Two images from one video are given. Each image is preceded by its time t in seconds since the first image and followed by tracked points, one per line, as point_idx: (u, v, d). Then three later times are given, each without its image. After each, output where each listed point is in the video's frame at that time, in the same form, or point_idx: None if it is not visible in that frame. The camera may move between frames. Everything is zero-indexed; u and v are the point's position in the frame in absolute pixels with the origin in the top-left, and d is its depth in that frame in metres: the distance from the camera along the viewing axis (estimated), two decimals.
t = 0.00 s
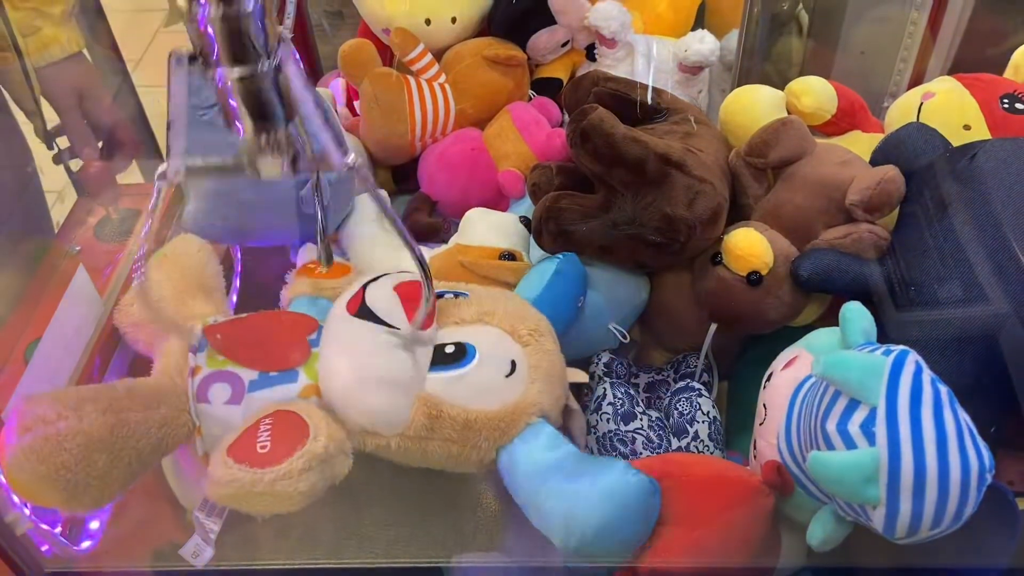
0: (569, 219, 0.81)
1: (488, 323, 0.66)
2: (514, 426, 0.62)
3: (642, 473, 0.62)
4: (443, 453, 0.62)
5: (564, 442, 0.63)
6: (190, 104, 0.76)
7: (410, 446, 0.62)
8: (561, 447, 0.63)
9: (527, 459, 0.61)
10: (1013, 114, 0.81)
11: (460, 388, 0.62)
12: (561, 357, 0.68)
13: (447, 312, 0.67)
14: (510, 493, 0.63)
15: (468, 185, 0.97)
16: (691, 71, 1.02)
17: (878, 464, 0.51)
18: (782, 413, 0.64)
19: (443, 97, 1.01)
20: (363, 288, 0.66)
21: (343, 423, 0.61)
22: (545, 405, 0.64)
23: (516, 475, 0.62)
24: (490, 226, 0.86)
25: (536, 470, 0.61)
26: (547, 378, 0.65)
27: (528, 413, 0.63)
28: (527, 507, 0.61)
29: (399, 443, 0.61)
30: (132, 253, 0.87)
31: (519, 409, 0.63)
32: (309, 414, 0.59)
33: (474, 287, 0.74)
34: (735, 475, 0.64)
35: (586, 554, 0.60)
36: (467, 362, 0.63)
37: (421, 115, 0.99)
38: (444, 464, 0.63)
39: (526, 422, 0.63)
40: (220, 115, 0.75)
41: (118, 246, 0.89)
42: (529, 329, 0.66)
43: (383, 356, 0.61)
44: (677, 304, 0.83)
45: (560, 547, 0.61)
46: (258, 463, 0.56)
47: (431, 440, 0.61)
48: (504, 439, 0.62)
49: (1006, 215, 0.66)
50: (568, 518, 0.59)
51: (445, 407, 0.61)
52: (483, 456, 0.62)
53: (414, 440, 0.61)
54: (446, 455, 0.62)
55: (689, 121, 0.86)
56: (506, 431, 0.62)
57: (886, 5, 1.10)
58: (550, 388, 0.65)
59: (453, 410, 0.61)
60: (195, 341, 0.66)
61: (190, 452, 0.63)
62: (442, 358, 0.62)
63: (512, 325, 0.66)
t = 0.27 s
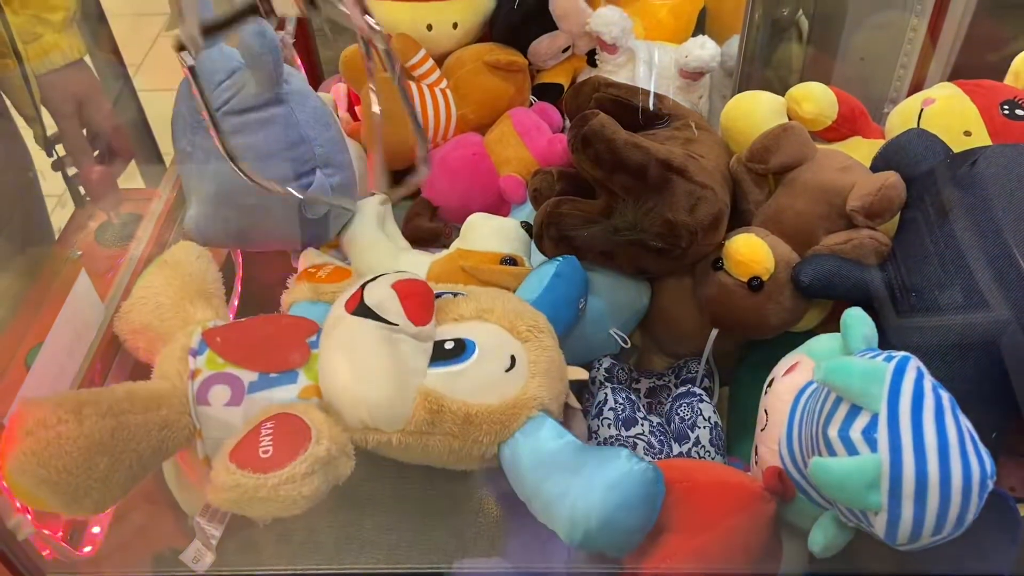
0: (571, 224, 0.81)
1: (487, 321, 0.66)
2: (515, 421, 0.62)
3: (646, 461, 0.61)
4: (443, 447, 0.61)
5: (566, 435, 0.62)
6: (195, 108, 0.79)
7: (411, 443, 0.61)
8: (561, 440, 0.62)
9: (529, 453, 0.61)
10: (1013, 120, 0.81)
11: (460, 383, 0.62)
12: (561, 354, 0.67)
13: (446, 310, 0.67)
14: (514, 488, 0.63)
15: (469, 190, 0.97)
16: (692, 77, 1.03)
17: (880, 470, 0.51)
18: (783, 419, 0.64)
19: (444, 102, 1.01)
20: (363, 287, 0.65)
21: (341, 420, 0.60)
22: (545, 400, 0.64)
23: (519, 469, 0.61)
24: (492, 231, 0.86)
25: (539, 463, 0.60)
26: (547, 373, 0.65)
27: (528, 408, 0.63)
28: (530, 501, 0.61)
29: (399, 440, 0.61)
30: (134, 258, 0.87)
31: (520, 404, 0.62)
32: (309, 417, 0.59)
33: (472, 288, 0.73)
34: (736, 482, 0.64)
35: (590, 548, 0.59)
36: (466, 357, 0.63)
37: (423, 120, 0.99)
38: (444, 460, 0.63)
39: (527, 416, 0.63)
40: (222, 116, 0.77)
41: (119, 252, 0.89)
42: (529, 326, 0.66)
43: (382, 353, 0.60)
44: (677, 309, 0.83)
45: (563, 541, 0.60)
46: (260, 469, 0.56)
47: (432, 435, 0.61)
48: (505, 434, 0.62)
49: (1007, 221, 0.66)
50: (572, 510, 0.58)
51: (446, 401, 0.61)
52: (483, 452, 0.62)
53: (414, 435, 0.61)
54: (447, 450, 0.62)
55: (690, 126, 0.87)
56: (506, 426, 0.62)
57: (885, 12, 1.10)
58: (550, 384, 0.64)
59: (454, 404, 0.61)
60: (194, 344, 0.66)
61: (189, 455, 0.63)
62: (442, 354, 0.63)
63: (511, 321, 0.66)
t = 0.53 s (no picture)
0: (570, 234, 0.81)
1: (486, 331, 0.66)
2: (514, 430, 0.62)
3: (644, 472, 0.61)
4: (442, 457, 0.62)
5: (565, 445, 0.62)
6: (195, 116, 0.78)
7: (410, 452, 0.61)
8: (560, 450, 0.62)
9: (529, 464, 0.61)
10: (1010, 131, 0.82)
11: (459, 392, 0.61)
12: (560, 364, 0.67)
13: (446, 319, 0.67)
14: (513, 498, 0.63)
15: (468, 200, 0.98)
16: (690, 87, 1.04)
17: (877, 482, 0.51)
18: (781, 429, 0.64)
19: (444, 110, 1.01)
20: (363, 296, 0.65)
21: (341, 431, 0.61)
22: (545, 409, 0.63)
23: (518, 480, 0.61)
24: (490, 240, 0.86)
25: (537, 475, 0.61)
26: (546, 383, 0.64)
27: (528, 418, 0.63)
28: (530, 512, 0.61)
29: (399, 449, 0.61)
30: (134, 266, 0.86)
31: (519, 413, 0.62)
32: (308, 425, 0.59)
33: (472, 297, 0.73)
34: (733, 491, 0.64)
35: (588, 559, 0.59)
36: (465, 367, 0.62)
37: (422, 129, 1.00)
38: (443, 470, 0.63)
39: (526, 426, 0.62)
40: (224, 125, 0.78)
41: (119, 260, 0.90)
42: (528, 336, 0.65)
43: (381, 363, 0.61)
44: (676, 319, 0.84)
45: (562, 551, 0.60)
46: (259, 479, 0.56)
47: (431, 444, 0.61)
48: (504, 444, 0.62)
49: (1004, 232, 0.67)
50: (571, 522, 0.58)
51: (444, 411, 0.61)
52: (482, 461, 0.62)
53: (414, 444, 0.61)
54: (446, 459, 0.62)
55: (688, 136, 0.87)
56: (506, 435, 0.62)
57: (881, 24, 1.11)
58: (549, 393, 0.64)
59: (453, 414, 0.61)
60: (194, 353, 0.66)
61: (188, 465, 0.63)
62: (442, 363, 0.63)
63: (510, 330, 0.66)
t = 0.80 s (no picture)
0: (566, 241, 0.81)
1: (481, 338, 0.65)
2: (509, 439, 0.61)
3: (640, 481, 0.60)
4: (436, 466, 0.61)
5: (560, 453, 0.62)
6: (190, 122, 0.78)
7: (405, 460, 0.61)
8: (555, 458, 0.61)
9: (524, 472, 0.61)
10: (1008, 138, 0.81)
11: (454, 400, 0.61)
12: (555, 372, 0.67)
13: (441, 326, 0.66)
14: (508, 507, 0.62)
15: (465, 206, 0.97)
16: (688, 94, 1.04)
17: (874, 490, 0.51)
18: (778, 437, 0.63)
19: (441, 116, 1.01)
20: (357, 303, 0.65)
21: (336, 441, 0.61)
22: (540, 417, 0.63)
23: (513, 488, 0.61)
24: (486, 246, 0.86)
25: (533, 483, 0.60)
26: (541, 391, 0.64)
27: (523, 426, 0.62)
28: (525, 520, 0.61)
29: (393, 457, 0.61)
30: (129, 271, 0.85)
31: (514, 421, 0.62)
32: (302, 433, 0.59)
33: (467, 305, 0.72)
34: (730, 500, 0.63)
35: (583, 568, 0.59)
36: (460, 374, 0.62)
37: (419, 135, 0.99)
38: (437, 479, 0.62)
39: (521, 434, 0.62)
40: (220, 130, 0.77)
41: (114, 265, 0.89)
42: (522, 342, 0.65)
43: (376, 370, 0.60)
44: (672, 326, 0.83)
45: (557, 560, 0.59)
46: (252, 488, 0.55)
47: (425, 452, 0.61)
48: (499, 452, 0.61)
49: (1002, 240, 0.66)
50: (566, 531, 0.58)
51: (439, 419, 0.60)
52: (477, 469, 0.62)
53: (408, 452, 0.61)
54: (441, 467, 0.61)
55: (685, 143, 0.87)
56: (500, 443, 0.61)
57: (879, 31, 1.08)
58: (545, 401, 0.64)
59: (448, 422, 0.60)
60: (188, 360, 0.65)
61: (180, 472, 0.63)
62: (437, 371, 0.62)
63: (505, 338, 0.65)
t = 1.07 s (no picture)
0: (574, 248, 0.81)
1: (492, 345, 0.65)
2: (520, 447, 0.61)
3: (651, 489, 0.60)
4: (447, 474, 0.61)
5: (571, 462, 0.62)
6: (200, 128, 0.78)
7: (416, 468, 0.61)
8: (566, 467, 0.61)
9: (535, 480, 0.60)
10: (1016, 146, 0.81)
11: (465, 408, 0.61)
12: (565, 380, 0.67)
13: (451, 333, 0.66)
14: (519, 515, 0.62)
15: (472, 212, 0.97)
16: (694, 101, 1.04)
17: (887, 498, 0.51)
18: (789, 446, 0.63)
19: (448, 123, 1.01)
20: (367, 310, 0.65)
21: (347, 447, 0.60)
22: (550, 425, 0.63)
23: (524, 497, 0.61)
24: (493, 253, 0.86)
25: (544, 491, 0.60)
26: (552, 399, 0.64)
27: (534, 434, 0.62)
28: (536, 529, 0.60)
29: (404, 465, 0.61)
30: (137, 277, 0.85)
31: (525, 429, 0.62)
32: (313, 441, 0.59)
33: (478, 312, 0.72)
34: (741, 509, 0.63)
35: None
36: (471, 382, 0.62)
37: (425, 141, 0.99)
38: (448, 487, 0.62)
39: (532, 442, 0.62)
40: (229, 137, 0.77)
41: (121, 271, 0.89)
42: (533, 350, 0.65)
43: (387, 378, 0.60)
44: (680, 334, 0.83)
45: (568, 569, 0.59)
46: (264, 495, 0.55)
47: (436, 460, 0.61)
48: (511, 460, 0.61)
49: (1012, 249, 0.66)
50: (577, 539, 0.58)
51: (451, 426, 0.60)
52: (488, 477, 0.62)
53: (419, 460, 0.61)
54: (451, 475, 0.61)
55: (693, 151, 0.87)
56: (511, 452, 0.61)
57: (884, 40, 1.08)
58: (555, 409, 0.64)
59: (459, 430, 0.60)
60: (198, 367, 0.66)
61: (191, 480, 0.63)
62: (448, 379, 0.62)
63: (515, 345, 0.65)
